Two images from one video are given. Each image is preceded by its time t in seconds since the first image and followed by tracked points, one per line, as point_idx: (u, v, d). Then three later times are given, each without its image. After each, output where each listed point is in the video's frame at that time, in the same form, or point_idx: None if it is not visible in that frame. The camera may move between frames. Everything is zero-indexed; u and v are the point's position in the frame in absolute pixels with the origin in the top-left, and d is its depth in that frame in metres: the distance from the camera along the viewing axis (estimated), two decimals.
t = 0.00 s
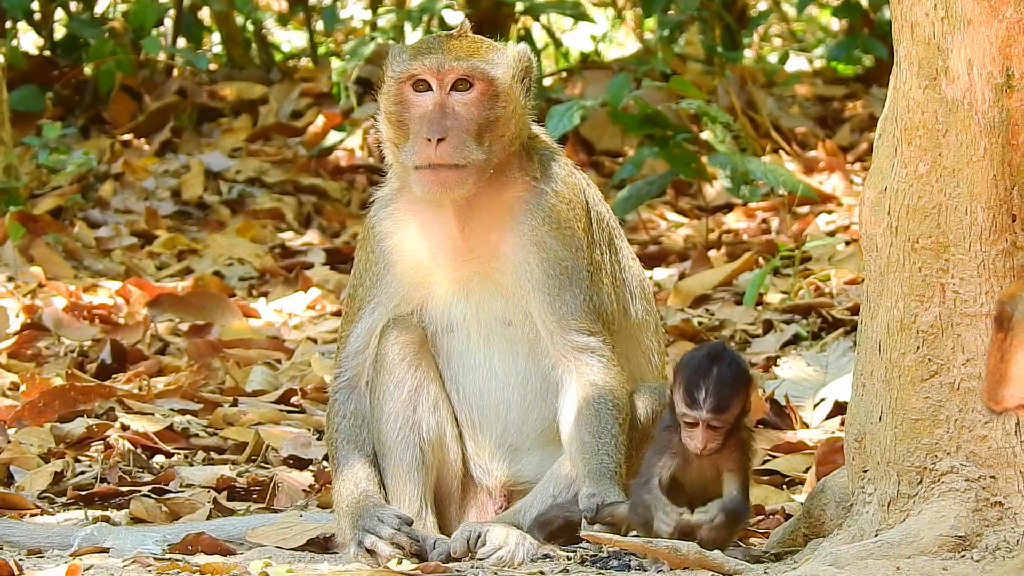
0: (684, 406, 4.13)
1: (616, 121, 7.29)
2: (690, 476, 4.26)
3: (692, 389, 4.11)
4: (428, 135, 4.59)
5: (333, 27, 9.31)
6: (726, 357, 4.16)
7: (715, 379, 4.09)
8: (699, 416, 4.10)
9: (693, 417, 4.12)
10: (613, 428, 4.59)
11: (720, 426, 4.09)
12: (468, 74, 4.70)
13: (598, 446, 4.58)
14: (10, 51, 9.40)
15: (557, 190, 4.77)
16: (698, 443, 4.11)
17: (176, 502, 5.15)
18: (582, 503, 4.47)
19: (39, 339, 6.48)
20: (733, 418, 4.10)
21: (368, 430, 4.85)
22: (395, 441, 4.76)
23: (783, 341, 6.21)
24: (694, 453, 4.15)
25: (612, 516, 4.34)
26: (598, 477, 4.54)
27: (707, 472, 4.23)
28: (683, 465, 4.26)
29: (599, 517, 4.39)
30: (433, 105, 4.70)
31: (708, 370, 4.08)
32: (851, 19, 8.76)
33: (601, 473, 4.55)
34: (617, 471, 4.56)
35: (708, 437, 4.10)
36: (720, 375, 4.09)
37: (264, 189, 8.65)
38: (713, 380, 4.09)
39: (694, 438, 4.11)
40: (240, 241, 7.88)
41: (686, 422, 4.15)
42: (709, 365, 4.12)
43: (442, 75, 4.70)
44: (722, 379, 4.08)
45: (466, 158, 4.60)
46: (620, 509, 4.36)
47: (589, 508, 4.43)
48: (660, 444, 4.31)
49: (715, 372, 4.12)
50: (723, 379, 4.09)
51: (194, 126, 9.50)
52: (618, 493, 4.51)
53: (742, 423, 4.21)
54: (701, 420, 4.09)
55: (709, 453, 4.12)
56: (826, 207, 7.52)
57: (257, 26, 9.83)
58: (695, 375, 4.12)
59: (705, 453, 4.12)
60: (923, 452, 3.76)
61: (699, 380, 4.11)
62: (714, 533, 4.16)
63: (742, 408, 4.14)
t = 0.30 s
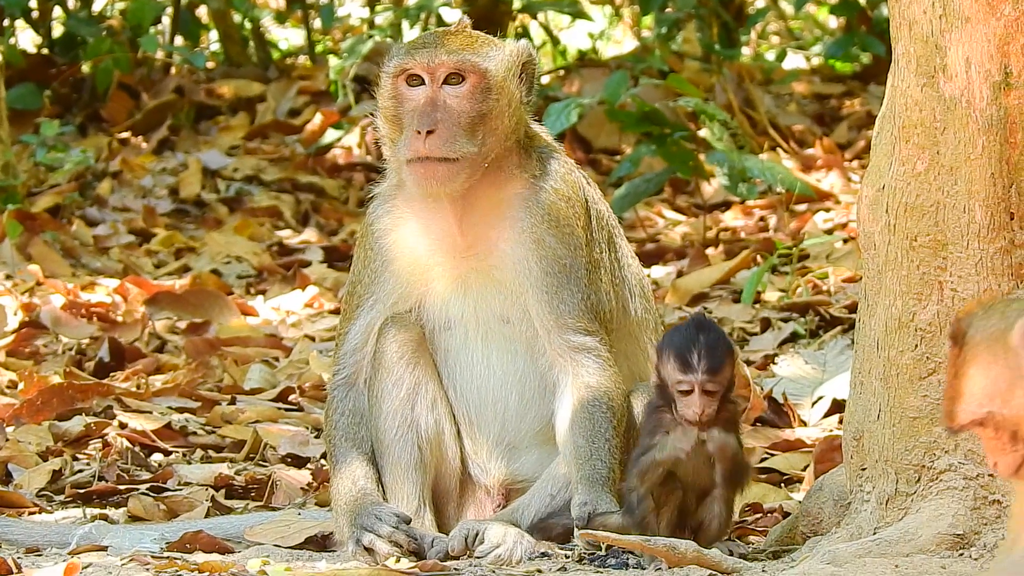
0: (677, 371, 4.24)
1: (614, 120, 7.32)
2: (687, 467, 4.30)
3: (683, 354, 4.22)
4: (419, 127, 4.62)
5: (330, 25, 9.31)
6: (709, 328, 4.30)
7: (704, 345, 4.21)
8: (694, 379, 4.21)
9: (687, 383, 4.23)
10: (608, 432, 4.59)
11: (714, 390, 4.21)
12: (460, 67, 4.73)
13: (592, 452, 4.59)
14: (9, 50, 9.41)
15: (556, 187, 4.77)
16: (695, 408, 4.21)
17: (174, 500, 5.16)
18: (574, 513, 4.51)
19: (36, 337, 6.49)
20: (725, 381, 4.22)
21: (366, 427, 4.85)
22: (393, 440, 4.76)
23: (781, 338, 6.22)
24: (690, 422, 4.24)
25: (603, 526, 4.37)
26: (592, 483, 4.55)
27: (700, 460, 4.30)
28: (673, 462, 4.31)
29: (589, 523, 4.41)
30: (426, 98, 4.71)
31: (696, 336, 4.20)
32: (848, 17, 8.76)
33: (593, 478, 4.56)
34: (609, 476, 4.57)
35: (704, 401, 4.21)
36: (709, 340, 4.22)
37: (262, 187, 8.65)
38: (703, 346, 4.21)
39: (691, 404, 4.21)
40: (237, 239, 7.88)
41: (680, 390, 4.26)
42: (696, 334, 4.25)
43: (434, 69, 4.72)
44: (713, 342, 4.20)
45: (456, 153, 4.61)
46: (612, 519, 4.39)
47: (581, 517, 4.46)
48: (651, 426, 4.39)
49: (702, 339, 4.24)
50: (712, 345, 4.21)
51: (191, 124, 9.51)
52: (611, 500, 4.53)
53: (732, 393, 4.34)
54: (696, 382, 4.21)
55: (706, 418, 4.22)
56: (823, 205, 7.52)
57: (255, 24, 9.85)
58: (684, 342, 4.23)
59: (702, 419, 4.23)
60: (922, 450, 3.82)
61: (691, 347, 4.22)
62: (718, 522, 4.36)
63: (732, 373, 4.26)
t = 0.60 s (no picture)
0: (667, 350, 4.39)
1: (612, 117, 7.33)
2: (686, 460, 4.38)
3: (674, 336, 4.40)
4: (415, 126, 4.62)
5: (329, 23, 9.30)
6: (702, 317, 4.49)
7: (694, 326, 4.39)
8: (685, 354, 4.36)
9: (680, 359, 4.37)
10: (607, 432, 4.59)
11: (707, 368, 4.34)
12: (458, 65, 4.73)
13: (592, 452, 4.58)
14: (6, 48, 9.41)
15: (556, 184, 4.76)
16: (688, 381, 4.34)
17: (172, 498, 5.16)
18: (575, 515, 4.47)
19: (35, 335, 6.50)
20: (718, 361, 4.36)
21: (364, 425, 4.84)
22: (392, 437, 4.76)
23: (779, 336, 6.22)
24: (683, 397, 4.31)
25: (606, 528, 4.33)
26: (592, 484, 4.53)
27: (699, 452, 4.37)
28: (671, 452, 4.38)
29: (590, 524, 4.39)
30: (423, 96, 4.71)
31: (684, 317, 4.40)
32: (846, 15, 8.76)
33: (593, 480, 4.55)
34: (609, 477, 4.55)
35: (698, 374, 4.34)
36: (698, 323, 4.40)
37: (260, 185, 8.65)
38: (695, 326, 4.40)
39: (684, 377, 4.35)
40: (236, 237, 7.88)
41: (672, 368, 4.40)
42: (689, 318, 4.44)
43: (430, 67, 4.72)
44: (702, 322, 4.39)
45: (452, 151, 4.62)
46: (614, 522, 4.35)
47: (583, 518, 4.43)
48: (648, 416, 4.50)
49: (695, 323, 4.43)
50: (704, 326, 4.40)
51: (189, 123, 9.51)
52: (611, 501, 4.51)
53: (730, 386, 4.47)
54: (687, 356, 4.35)
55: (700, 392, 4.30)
56: (821, 202, 7.52)
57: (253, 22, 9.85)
58: (677, 323, 4.42)
59: (699, 391, 4.30)
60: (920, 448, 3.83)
61: (682, 326, 4.41)
62: (717, 522, 4.44)
63: (727, 359, 4.40)
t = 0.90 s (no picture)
0: (666, 365, 4.38)
1: (610, 115, 7.35)
2: (688, 462, 4.35)
3: (672, 350, 4.37)
4: (466, 119, 4.50)
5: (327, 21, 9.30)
6: (705, 326, 4.43)
7: (694, 341, 4.34)
8: (681, 372, 4.34)
9: (677, 375, 4.36)
10: (605, 429, 4.60)
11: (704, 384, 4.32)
12: (501, 61, 4.59)
13: (591, 449, 4.59)
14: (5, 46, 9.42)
15: (556, 182, 4.75)
16: (683, 399, 4.34)
17: (170, 496, 5.16)
18: (575, 512, 4.50)
19: (33, 332, 6.51)
20: (716, 375, 4.32)
21: (361, 422, 4.85)
22: (387, 436, 4.78)
23: (777, 334, 6.22)
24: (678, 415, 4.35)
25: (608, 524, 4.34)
26: (591, 481, 4.55)
27: (700, 456, 4.34)
28: (672, 456, 4.35)
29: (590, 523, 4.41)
30: (465, 91, 4.58)
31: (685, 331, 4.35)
32: (845, 13, 8.76)
33: (592, 476, 4.56)
34: (608, 473, 4.57)
35: (692, 393, 4.33)
36: (700, 336, 4.35)
37: (258, 183, 8.65)
38: (694, 339, 4.35)
39: (678, 396, 4.34)
40: (234, 235, 7.89)
41: (670, 383, 4.39)
42: (691, 330, 4.38)
43: (473, 61, 4.58)
44: (702, 337, 4.33)
45: (502, 145, 4.50)
46: (616, 517, 4.36)
47: (583, 515, 4.46)
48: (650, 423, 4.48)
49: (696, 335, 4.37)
50: (704, 338, 4.34)
51: (187, 121, 9.51)
52: (611, 497, 4.53)
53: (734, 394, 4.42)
54: (683, 375, 4.33)
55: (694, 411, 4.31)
56: (819, 201, 7.52)
57: (252, 21, 9.86)
58: (676, 337, 4.38)
59: (690, 413, 4.31)
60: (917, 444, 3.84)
61: (681, 342, 4.36)
62: (716, 523, 4.43)
63: (728, 373, 4.35)
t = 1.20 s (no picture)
0: (674, 369, 4.29)
1: (609, 113, 7.34)
2: (690, 465, 4.30)
3: (682, 353, 4.29)
4: (541, 118, 4.61)
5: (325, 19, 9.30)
6: (711, 328, 4.37)
7: (705, 345, 4.27)
8: (691, 377, 4.25)
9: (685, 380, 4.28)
10: (601, 424, 4.62)
11: (712, 389, 4.25)
12: (558, 65, 4.78)
13: (586, 444, 4.61)
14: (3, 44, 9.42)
15: (565, 181, 4.83)
16: (691, 406, 4.27)
17: (169, 494, 5.16)
18: (569, 503, 4.48)
19: (32, 331, 6.52)
20: (724, 380, 4.27)
21: (355, 415, 4.83)
22: (381, 435, 4.75)
23: (776, 332, 6.22)
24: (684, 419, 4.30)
25: (605, 514, 4.33)
26: (586, 474, 4.56)
27: (704, 456, 4.29)
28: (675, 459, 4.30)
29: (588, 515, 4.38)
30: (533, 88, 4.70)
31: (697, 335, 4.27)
32: (844, 11, 8.76)
33: (587, 470, 4.57)
34: (603, 468, 4.58)
35: (699, 399, 4.26)
36: (711, 340, 4.28)
37: (257, 181, 8.65)
38: (704, 343, 4.27)
39: (685, 402, 4.27)
40: (232, 233, 7.89)
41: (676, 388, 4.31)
42: (698, 333, 4.31)
43: (544, 59, 4.74)
44: (712, 343, 4.26)
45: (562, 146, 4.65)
46: (613, 507, 4.35)
47: (577, 506, 4.43)
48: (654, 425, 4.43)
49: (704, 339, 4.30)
50: (714, 342, 4.27)
51: (186, 119, 9.51)
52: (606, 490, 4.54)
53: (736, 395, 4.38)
54: (692, 381, 4.25)
55: (701, 416, 4.26)
56: (818, 198, 7.52)
57: (250, 19, 9.86)
58: (684, 341, 4.30)
59: (701, 420, 4.25)
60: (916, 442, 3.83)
61: (691, 346, 4.28)
62: (716, 522, 4.40)
63: (733, 377, 4.31)
